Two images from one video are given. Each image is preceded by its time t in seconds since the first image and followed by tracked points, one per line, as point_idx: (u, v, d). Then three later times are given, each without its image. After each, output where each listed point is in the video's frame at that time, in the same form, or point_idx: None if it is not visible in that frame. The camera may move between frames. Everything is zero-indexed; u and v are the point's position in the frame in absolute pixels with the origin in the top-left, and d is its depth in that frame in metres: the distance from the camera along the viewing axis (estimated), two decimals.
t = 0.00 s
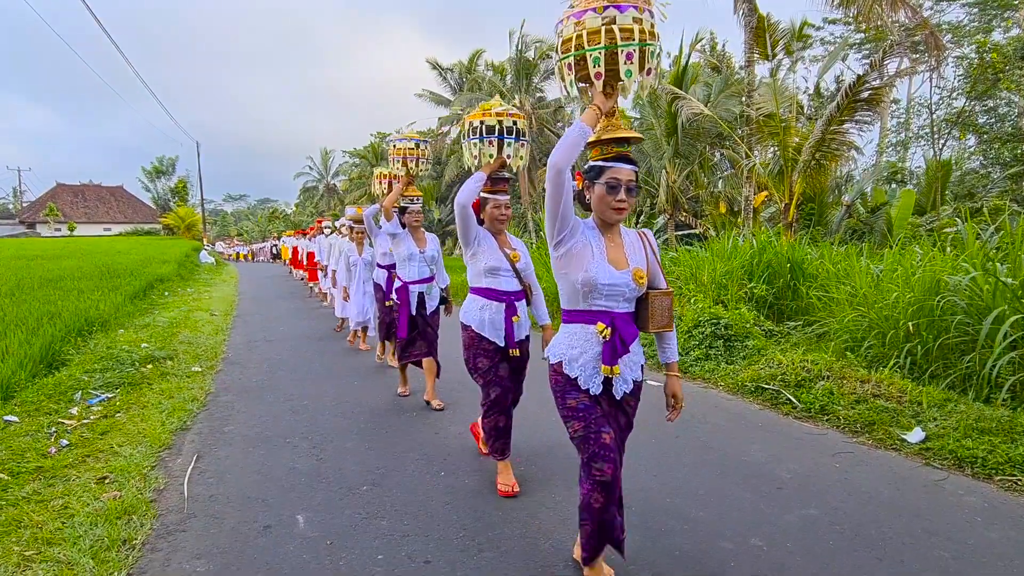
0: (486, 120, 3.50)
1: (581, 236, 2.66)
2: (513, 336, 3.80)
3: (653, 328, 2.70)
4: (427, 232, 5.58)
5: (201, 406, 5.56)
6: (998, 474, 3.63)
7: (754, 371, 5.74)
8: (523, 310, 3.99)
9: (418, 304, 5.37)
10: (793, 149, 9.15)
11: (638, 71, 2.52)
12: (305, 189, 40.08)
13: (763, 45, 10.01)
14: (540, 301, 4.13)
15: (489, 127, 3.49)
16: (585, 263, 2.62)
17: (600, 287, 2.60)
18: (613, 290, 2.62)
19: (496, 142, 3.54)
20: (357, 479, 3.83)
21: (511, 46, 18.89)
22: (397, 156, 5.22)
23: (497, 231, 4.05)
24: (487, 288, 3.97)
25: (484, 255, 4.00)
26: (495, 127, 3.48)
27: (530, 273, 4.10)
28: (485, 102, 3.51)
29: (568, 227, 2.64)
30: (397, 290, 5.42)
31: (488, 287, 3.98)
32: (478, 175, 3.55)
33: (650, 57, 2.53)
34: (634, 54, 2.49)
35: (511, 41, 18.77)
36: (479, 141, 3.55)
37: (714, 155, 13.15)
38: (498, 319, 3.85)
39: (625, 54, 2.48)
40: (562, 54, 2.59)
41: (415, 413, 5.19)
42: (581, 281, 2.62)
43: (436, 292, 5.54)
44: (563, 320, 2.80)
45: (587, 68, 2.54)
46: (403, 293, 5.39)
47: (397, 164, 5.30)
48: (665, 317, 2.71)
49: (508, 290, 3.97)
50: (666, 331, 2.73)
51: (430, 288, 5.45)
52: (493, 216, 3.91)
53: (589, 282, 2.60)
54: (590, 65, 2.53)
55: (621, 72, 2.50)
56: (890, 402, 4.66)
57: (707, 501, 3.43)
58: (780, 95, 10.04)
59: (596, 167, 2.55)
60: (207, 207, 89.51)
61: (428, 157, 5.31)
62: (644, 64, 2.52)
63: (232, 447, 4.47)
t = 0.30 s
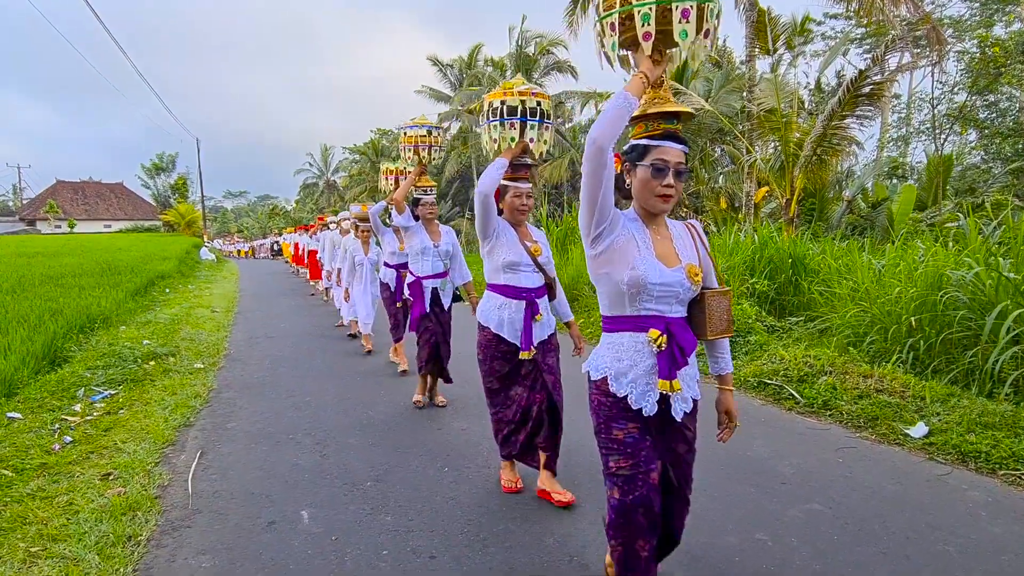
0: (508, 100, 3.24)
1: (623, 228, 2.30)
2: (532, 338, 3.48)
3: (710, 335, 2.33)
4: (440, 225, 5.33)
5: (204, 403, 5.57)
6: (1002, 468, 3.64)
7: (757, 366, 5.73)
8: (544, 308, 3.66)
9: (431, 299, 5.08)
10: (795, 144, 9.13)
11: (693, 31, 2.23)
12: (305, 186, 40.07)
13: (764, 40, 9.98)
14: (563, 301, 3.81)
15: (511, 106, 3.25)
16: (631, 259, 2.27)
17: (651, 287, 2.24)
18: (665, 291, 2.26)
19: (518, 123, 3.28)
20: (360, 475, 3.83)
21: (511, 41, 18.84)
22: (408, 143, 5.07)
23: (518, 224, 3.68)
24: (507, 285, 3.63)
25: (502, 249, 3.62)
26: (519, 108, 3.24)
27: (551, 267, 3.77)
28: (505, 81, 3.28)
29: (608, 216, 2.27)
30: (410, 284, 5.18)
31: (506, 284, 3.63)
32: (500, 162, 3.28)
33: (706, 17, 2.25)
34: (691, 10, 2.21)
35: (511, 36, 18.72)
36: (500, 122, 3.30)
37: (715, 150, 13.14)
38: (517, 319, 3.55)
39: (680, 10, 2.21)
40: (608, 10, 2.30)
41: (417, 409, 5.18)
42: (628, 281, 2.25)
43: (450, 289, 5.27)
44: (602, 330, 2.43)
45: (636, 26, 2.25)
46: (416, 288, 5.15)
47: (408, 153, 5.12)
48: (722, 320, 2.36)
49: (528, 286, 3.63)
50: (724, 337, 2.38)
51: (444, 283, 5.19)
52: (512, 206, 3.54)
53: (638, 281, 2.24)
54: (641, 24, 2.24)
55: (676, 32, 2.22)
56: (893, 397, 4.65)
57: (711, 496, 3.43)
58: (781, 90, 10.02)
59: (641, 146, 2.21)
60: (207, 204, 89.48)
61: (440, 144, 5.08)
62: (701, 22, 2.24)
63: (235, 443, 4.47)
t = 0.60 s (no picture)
0: (537, 85, 2.96)
1: (683, 225, 1.93)
2: (562, 345, 3.22)
3: (783, 349, 1.99)
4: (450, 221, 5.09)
5: (206, 398, 5.57)
6: (1005, 464, 3.64)
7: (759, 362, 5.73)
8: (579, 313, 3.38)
9: (443, 301, 4.89)
10: (796, 139, 9.11)
11: None
12: (305, 182, 40.07)
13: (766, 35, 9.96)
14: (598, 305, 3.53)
15: (541, 92, 2.95)
16: (692, 261, 1.91)
17: (715, 295, 1.88)
18: (732, 299, 1.90)
19: (550, 109, 2.98)
20: (363, 470, 3.83)
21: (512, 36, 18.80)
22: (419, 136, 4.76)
23: (552, 221, 3.42)
24: (539, 290, 3.36)
25: (534, 250, 3.34)
26: (550, 94, 2.95)
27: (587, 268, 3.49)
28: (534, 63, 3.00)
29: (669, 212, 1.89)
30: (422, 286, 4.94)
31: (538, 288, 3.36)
32: (532, 151, 2.99)
33: None
34: None
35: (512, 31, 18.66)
36: (530, 110, 2.99)
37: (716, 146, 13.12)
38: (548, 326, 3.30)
39: None
40: None
41: (420, 405, 5.17)
42: (687, 288, 1.89)
43: (462, 290, 5.08)
44: (653, 343, 2.09)
45: None
46: (428, 289, 4.91)
47: (417, 146, 4.81)
48: (793, 332, 2.02)
49: (563, 290, 3.35)
50: (794, 351, 2.04)
51: (457, 284, 4.99)
52: (545, 202, 3.30)
53: (700, 288, 1.88)
54: None
55: None
56: (895, 392, 4.65)
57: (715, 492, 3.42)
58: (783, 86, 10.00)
59: (708, 125, 1.87)
60: (208, 200, 89.46)
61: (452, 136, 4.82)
62: None
63: (237, 438, 4.48)
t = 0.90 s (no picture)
0: (568, 58, 2.89)
1: (784, 216, 1.60)
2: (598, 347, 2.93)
3: (903, 370, 1.65)
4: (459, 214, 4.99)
5: (208, 394, 5.57)
6: (1008, 463, 3.63)
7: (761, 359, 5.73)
8: (609, 310, 3.09)
9: (450, 297, 4.74)
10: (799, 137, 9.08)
11: None
12: (306, 178, 40.10)
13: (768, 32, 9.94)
14: (637, 300, 3.20)
15: (572, 65, 2.87)
16: (799, 257, 1.57)
17: (832, 301, 1.55)
18: (850, 307, 1.57)
19: (581, 85, 2.89)
20: (365, 466, 3.83)
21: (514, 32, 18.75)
22: (428, 120, 4.77)
23: (581, 211, 3.11)
24: (566, 284, 3.02)
25: (561, 239, 3.02)
26: (581, 68, 2.86)
27: (621, 262, 3.16)
28: (566, 36, 2.92)
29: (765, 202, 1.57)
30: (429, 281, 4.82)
31: (566, 284, 3.03)
32: (559, 133, 2.76)
33: None
34: None
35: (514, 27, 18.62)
36: (560, 86, 2.92)
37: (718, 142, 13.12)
38: (576, 321, 2.97)
39: None
40: None
41: (422, 401, 5.16)
42: (796, 291, 1.56)
43: (471, 286, 4.91)
44: (738, 362, 1.77)
45: None
46: (435, 285, 4.77)
47: (427, 132, 4.82)
48: (916, 351, 1.68)
49: (591, 285, 3.02)
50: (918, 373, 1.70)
51: (465, 280, 4.84)
52: (575, 187, 3.02)
53: (812, 292, 1.55)
54: None
55: None
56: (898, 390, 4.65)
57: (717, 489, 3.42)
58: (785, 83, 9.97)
59: (809, 95, 1.56)
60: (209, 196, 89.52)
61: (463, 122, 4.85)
62: None
63: (239, 434, 4.48)
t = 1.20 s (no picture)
0: (605, 42, 2.34)
1: (937, 214, 1.30)
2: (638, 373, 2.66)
3: None
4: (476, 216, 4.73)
5: (210, 391, 5.57)
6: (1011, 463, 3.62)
7: (763, 358, 5.72)
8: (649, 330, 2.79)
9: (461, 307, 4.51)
10: (801, 135, 9.06)
11: None
12: (308, 175, 40.13)
13: (772, 30, 9.92)
14: (672, 315, 2.89)
15: (611, 52, 2.33)
16: (959, 268, 1.28)
17: (1000, 323, 1.27)
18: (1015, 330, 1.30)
19: (621, 75, 2.36)
20: (367, 464, 3.83)
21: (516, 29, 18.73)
22: (445, 113, 4.64)
23: (614, 216, 2.76)
24: (603, 301, 2.66)
25: (596, 250, 2.66)
26: (621, 55, 2.33)
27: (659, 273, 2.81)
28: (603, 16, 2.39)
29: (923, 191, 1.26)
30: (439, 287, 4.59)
31: (601, 299, 2.67)
32: (592, 129, 2.38)
33: None
34: None
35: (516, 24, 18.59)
36: (595, 76, 2.38)
37: (720, 140, 13.12)
38: (616, 347, 2.64)
39: None
40: None
41: (424, 399, 5.15)
42: (957, 311, 1.27)
43: (485, 293, 4.69)
44: (853, 390, 1.48)
45: None
46: (446, 294, 4.54)
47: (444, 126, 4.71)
48: None
49: (631, 303, 2.68)
50: None
51: (478, 287, 4.63)
52: (608, 190, 2.66)
53: (977, 312, 1.26)
54: None
55: None
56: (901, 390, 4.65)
57: (720, 489, 3.41)
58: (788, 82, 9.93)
59: (976, 53, 1.25)
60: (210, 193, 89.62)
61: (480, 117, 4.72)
62: None
63: (241, 432, 4.48)
